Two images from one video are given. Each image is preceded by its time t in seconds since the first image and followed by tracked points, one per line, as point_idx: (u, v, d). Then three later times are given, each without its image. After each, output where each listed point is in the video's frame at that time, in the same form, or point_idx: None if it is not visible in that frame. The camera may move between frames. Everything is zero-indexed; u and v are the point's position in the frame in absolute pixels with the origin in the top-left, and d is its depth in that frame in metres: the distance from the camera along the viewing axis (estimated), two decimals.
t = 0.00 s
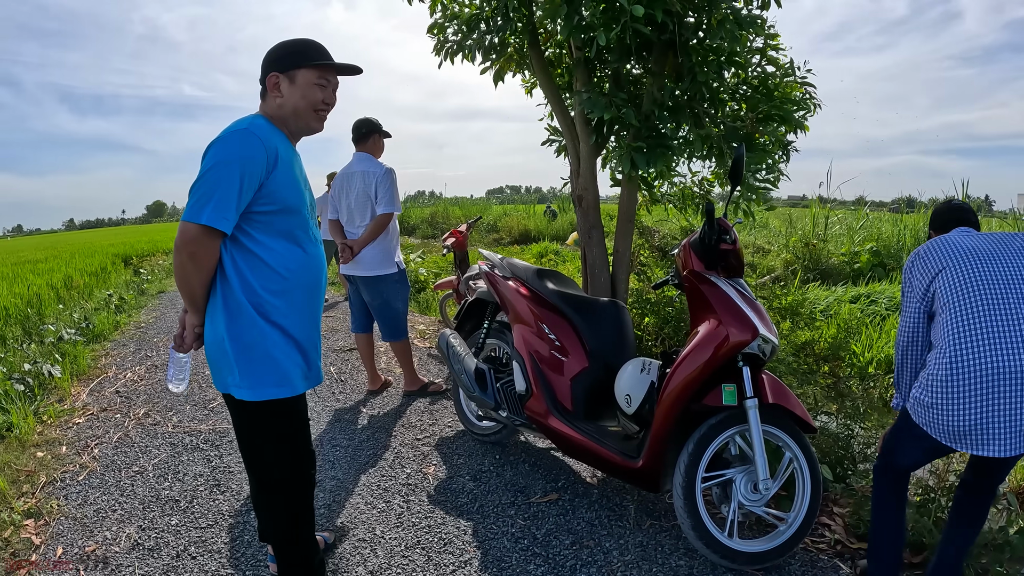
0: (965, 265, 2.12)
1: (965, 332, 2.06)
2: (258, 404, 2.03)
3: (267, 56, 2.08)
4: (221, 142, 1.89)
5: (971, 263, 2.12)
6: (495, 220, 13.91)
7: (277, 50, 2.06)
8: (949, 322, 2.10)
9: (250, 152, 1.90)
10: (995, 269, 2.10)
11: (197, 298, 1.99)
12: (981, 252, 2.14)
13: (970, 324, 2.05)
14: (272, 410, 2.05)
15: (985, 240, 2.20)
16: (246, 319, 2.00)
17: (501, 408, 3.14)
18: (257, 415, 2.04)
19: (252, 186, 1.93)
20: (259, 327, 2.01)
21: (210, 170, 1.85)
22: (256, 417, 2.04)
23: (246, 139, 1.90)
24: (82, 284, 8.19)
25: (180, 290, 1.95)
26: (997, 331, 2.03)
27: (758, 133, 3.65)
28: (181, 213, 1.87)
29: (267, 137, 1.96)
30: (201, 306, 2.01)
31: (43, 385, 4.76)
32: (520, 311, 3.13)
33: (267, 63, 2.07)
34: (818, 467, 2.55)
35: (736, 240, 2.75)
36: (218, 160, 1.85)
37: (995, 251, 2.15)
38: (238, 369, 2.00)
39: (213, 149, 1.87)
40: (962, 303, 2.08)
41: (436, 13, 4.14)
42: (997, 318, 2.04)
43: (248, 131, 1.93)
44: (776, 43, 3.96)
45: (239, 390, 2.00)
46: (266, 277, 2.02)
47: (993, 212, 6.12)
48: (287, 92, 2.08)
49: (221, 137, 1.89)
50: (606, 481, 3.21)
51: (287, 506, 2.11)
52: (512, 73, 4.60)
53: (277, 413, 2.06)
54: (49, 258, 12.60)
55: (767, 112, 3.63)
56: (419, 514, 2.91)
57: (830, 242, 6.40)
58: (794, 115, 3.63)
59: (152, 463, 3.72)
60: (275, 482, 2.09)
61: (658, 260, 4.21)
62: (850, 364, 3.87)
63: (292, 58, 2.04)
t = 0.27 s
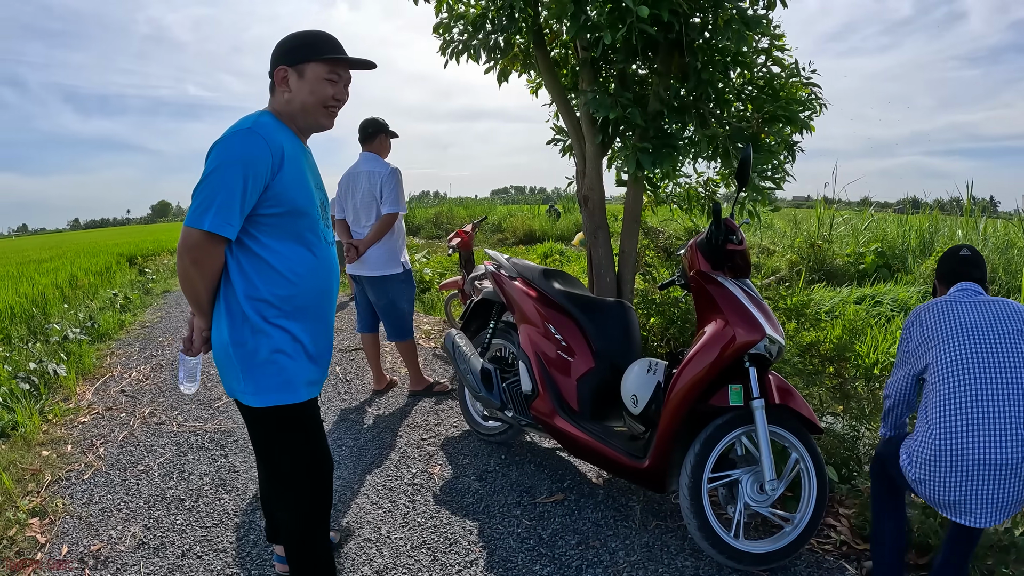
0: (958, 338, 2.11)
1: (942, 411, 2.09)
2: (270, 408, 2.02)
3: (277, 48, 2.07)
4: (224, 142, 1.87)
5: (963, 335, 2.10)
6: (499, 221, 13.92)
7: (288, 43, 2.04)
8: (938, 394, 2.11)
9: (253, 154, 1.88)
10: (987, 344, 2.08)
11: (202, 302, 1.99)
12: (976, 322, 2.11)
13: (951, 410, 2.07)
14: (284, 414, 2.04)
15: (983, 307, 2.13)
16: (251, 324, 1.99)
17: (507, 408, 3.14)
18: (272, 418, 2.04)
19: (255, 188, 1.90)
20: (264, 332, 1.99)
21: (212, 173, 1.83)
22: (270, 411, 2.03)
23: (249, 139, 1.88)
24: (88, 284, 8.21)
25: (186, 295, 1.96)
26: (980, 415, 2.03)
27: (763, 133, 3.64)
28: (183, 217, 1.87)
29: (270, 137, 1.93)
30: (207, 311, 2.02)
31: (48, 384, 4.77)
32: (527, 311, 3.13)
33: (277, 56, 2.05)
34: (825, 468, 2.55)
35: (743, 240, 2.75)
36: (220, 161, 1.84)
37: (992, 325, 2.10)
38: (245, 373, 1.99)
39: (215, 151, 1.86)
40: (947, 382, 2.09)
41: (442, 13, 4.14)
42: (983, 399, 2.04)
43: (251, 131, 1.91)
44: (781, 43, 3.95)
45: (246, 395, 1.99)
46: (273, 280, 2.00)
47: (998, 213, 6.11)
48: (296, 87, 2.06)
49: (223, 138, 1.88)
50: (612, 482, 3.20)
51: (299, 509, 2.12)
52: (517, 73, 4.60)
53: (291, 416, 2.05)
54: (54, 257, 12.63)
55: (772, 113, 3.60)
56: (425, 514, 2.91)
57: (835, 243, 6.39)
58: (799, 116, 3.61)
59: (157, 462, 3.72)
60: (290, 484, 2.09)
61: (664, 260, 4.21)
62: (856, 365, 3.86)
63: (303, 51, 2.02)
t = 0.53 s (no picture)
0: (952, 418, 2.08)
1: (929, 490, 2.09)
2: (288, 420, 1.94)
3: (288, 30, 1.92)
4: (229, 139, 1.77)
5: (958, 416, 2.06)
6: (505, 221, 13.91)
7: (299, 24, 1.89)
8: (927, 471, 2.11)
9: (259, 151, 1.76)
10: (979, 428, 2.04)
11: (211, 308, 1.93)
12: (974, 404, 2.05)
13: (938, 496, 2.06)
14: (303, 424, 1.97)
15: (998, 397, 2.03)
16: (264, 331, 1.90)
17: (514, 407, 3.14)
18: (289, 430, 1.96)
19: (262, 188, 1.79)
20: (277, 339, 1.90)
21: (216, 174, 1.73)
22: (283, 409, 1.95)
23: (254, 135, 1.77)
24: (94, 282, 8.25)
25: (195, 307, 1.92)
26: (966, 506, 2.04)
27: (770, 133, 3.62)
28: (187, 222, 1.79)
29: (276, 132, 1.81)
30: (218, 322, 1.97)
31: (55, 382, 4.79)
32: (533, 311, 3.13)
33: (289, 38, 1.91)
34: (831, 469, 2.54)
35: (750, 241, 2.74)
36: (224, 161, 1.74)
37: (999, 418, 2.03)
38: (263, 382, 1.91)
39: (219, 149, 1.76)
40: (938, 465, 2.08)
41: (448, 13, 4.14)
42: (971, 490, 2.03)
43: (256, 126, 1.80)
44: (788, 43, 3.94)
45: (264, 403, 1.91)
46: (287, 284, 1.91)
47: (1005, 214, 6.08)
48: (309, 73, 1.92)
49: (227, 135, 1.78)
50: (617, 482, 3.20)
51: (318, 519, 2.07)
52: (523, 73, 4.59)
53: (309, 428, 1.98)
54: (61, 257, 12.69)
55: (779, 113, 3.60)
56: (431, 513, 2.91)
57: (842, 243, 6.37)
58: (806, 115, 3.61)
59: (163, 460, 3.74)
60: (309, 494, 2.04)
61: (670, 261, 4.18)
62: (863, 365, 3.85)
63: (315, 33, 1.87)
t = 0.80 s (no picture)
0: (954, 444, 2.06)
1: (920, 511, 2.10)
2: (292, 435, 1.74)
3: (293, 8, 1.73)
4: (222, 128, 1.56)
5: (961, 444, 2.05)
6: (509, 220, 13.92)
7: None
8: (921, 493, 2.11)
9: (256, 141, 1.56)
10: (983, 457, 2.02)
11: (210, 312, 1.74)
12: (979, 429, 2.02)
13: (931, 514, 2.07)
14: (304, 440, 1.75)
15: (1005, 421, 2.00)
16: (266, 341, 1.69)
17: (517, 407, 3.15)
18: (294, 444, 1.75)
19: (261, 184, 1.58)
20: (280, 351, 1.69)
21: (209, 167, 1.54)
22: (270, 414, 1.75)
23: (250, 123, 1.56)
24: (99, 281, 8.28)
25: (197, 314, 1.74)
26: (959, 526, 2.04)
27: (774, 132, 3.62)
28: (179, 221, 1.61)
29: (277, 121, 1.60)
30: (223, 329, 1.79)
31: (60, 381, 4.82)
32: (538, 311, 3.13)
33: (294, 17, 1.72)
34: (834, 470, 2.53)
35: (754, 241, 2.74)
36: (217, 152, 1.54)
37: (1003, 448, 2.01)
38: (264, 397, 1.71)
39: (213, 138, 1.56)
40: (932, 487, 2.08)
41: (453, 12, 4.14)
42: (965, 511, 2.04)
43: (255, 113, 1.59)
44: (793, 42, 3.93)
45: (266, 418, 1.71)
46: (290, 289, 1.69)
47: (1010, 214, 6.07)
48: (317, 55, 1.73)
49: (222, 123, 1.58)
50: (621, 482, 3.20)
51: (328, 537, 1.88)
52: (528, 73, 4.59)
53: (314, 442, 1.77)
54: (66, 256, 12.73)
55: (784, 112, 3.61)
56: (434, 512, 2.92)
57: (846, 243, 6.36)
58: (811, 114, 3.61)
59: (168, 459, 3.75)
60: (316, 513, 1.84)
61: (674, 261, 4.19)
62: (867, 366, 3.84)
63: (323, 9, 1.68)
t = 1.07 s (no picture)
0: (955, 458, 2.05)
1: (922, 524, 2.10)
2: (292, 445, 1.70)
3: None
4: (221, 126, 1.53)
5: (961, 457, 2.04)
6: (511, 220, 13.93)
7: None
8: (923, 506, 2.11)
9: (254, 139, 1.52)
10: (985, 470, 2.02)
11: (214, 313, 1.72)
12: (979, 442, 2.02)
13: (936, 529, 2.07)
14: (305, 447, 1.72)
15: (1001, 432, 2.02)
16: (268, 346, 1.66)
17: (518, 407, 3.15)
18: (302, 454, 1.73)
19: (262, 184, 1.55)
20: (281, 357, 1.66)
21: (207, 166, 1.51)
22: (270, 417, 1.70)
23: (248, 121, 1.52)
24: (101, 281, 8.30)
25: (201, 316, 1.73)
26: (963, 540, 2.04)
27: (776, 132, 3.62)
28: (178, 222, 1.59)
29: (277, 118, 1.57)
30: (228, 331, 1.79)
31: (62, 380, 4.83)
32: (539, 311, 3.13)
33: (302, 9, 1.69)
34: (835, 470, 2.53)
35: (755, 241, 2.75)
36: (215, 151, 1.51)
37: (1003, 459, 2.01)
38: (264, 403, 1.68)
39: (211, 137, 1.53)
40: (933, 500, 2.08)
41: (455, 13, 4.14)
42: (968, 525, 2.04)
43: (254, 110, 1.55)
44: (795, 43, 3.93)
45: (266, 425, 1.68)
46: (291, 292, 1.66)
47: (1012, 215, 6.06)
48: (327, 47, 1.70)
49: (221, 120, 1.55)
50: (621, 482, 3.20)
51: (333, 546, 1.87)
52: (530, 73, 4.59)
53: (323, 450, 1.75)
54: (68, 255, 12.75)
55: (786, 112, 3.61)
56: (435, 512, 2.92)
57: (848, 243, 6.36)
58: (813, 114, 3.62)
59: (169, 458, 3.75)
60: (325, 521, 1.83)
61: (676, 261, 4.19)
62: (868, 366, 3.84)
63: None
